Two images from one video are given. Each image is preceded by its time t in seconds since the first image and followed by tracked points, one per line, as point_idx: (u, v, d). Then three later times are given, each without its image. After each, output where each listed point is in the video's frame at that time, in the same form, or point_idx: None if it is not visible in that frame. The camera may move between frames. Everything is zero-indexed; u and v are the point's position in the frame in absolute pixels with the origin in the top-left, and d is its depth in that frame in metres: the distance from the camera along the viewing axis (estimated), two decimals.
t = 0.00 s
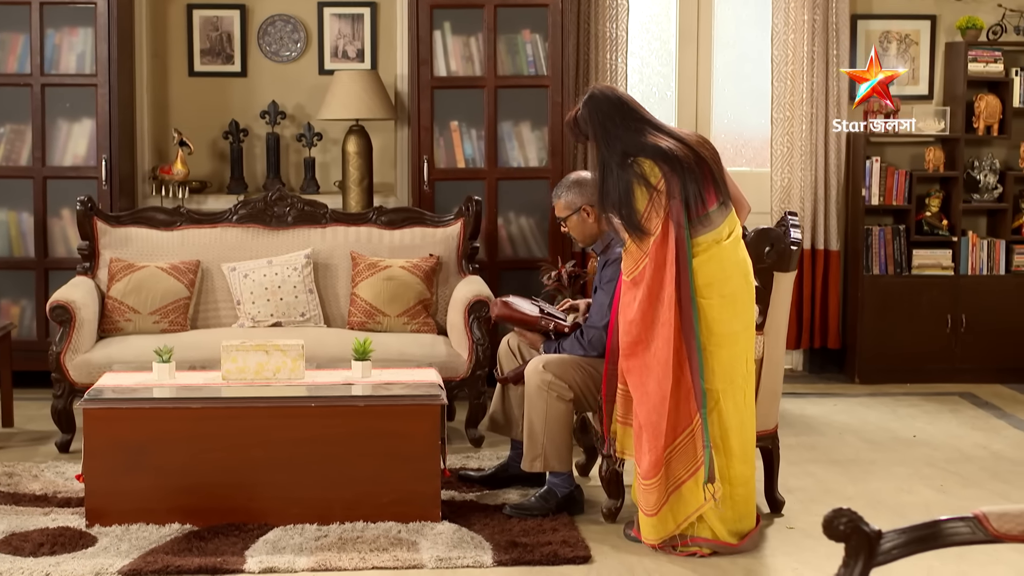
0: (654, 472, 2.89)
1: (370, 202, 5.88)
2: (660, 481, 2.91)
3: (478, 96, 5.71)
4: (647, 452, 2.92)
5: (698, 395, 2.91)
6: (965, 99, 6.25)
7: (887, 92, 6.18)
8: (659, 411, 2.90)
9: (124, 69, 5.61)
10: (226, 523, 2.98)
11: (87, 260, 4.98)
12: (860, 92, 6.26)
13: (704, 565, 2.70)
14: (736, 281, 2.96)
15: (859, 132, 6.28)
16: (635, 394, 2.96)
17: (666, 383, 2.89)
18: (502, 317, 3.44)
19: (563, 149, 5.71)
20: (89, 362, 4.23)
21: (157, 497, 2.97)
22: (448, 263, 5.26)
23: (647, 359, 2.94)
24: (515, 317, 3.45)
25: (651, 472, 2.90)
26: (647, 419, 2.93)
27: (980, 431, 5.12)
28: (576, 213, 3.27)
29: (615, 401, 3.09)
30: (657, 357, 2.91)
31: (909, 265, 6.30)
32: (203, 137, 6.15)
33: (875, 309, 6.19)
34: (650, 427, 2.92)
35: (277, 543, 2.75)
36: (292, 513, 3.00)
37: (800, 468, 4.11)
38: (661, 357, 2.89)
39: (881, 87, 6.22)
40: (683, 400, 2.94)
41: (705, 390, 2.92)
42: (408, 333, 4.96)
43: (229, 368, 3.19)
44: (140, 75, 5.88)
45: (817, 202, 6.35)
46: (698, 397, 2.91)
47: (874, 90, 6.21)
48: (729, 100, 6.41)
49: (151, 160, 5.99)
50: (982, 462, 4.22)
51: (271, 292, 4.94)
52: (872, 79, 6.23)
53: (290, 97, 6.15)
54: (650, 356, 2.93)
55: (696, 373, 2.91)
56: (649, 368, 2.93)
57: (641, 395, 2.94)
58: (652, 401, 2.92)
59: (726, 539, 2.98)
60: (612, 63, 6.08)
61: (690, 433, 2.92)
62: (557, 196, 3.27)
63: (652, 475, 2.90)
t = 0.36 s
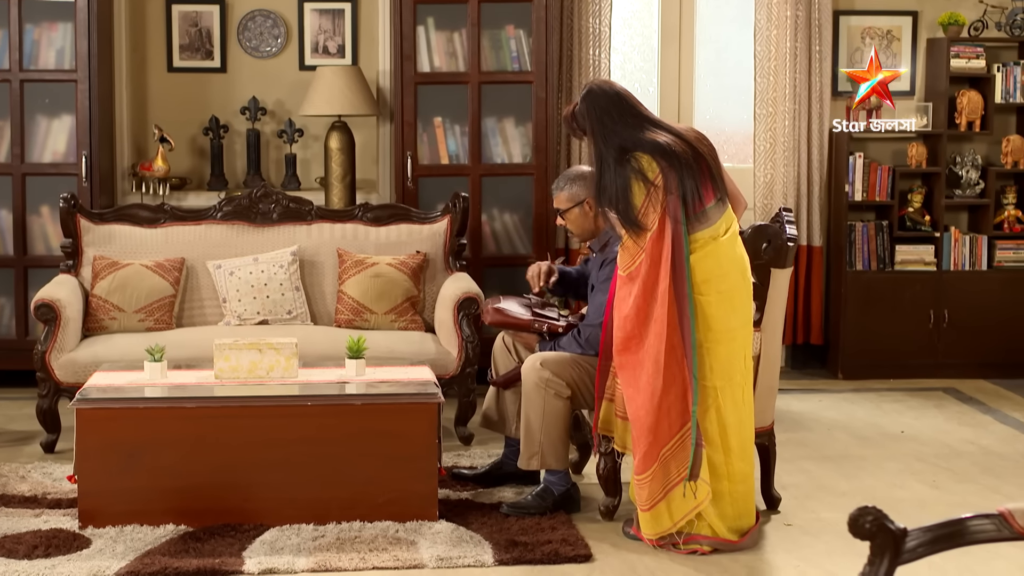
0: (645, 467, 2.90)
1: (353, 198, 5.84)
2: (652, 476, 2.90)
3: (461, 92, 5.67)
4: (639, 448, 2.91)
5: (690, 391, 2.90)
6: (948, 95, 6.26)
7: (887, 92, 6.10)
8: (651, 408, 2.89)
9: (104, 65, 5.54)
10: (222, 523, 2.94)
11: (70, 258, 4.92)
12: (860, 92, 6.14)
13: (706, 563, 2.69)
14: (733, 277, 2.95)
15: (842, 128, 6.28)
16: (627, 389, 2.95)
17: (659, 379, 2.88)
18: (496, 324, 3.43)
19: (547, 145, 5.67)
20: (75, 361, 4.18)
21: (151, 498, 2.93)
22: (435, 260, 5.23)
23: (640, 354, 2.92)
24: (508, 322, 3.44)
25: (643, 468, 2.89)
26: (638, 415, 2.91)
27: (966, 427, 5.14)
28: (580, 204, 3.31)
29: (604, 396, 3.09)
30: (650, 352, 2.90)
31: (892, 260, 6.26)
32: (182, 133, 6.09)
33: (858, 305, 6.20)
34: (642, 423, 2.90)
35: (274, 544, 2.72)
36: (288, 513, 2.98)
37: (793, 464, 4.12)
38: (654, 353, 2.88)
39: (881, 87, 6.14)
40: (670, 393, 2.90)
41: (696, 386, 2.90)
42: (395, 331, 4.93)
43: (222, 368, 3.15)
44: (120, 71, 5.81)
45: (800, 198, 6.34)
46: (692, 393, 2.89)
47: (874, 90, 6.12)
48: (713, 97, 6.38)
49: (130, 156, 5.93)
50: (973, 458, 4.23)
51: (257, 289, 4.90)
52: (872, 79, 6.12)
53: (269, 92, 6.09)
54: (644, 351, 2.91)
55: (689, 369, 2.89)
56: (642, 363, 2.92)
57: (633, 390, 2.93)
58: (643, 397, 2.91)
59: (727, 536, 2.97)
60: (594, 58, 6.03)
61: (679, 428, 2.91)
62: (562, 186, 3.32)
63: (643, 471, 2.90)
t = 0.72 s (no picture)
0: (634, 465, 2.89)
1: (330, 195, 5.78)
2: (641, 474, 2.89)
3: (439, 89, 5.62)
4: (628, 445, 2.90)
5: (677, 387, 2.88)
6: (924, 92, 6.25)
7: (887, 93, 6.09)
8: (639, 405, 2.88)
9: (78, 61, 5.46)
10: (212, 525, 2.91)
11: (47, 257, 4.85)
12: (859, 93, 6.13)
13: (701, 561, 2.69)
14: (727, 273, 2.95)
15: (819, 125, 6.27)
16: (615, 387, 2.94)
17: (648, 376, 2.87)
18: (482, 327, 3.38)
19: (524, 142, 5.63)
20: (54, 361, 4.12)
21: (140, 501, 2.89)
22: (416, 258, 5.20)
23: (629, 351, 2.92)
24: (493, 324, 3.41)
25: (630, 465, 2.89)
26: (626, 412, 2.90)
27: (947, 422, 5.17)
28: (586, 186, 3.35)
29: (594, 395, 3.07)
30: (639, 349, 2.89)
31: (869, 257, 6.27)
32: (155, 131, 6.00)
33: (835, 300, 6.20)
34: (631, 420, 2.89)
35: (267, 545, 2.68)
36: (278, 514, 2.95)
37: (779, 462, 4.13)
38: (643, 350, 2.87)
39: (881, 87, 6.11)
40: (658, 389, 2.89)
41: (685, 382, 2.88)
42: (377, 329, 4.90)
43: (209, 367, 3.11)
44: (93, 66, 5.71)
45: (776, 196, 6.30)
46: (680, 390, 2.88)
47: (874, 90, 6.11)
48: (692, 93, 6.35)
49: (103, 154, 5.84)
50: (956, 456, 4.26)
51: (238, 288, 4.85)
52: (872, 79, 6.10)
53: (243, 89, 5.99)
54: (633, 348, 2.91)
55: (677, 365, 2.88)
56: (631, 360, 2.91)
57: (622, 387, 2.92)
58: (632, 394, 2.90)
59: (722, 534, 2.97)
60: (570, 55, 5.97)
61: (665, 425, 2.89)
62: (568, 168, 3.35)
63: (631, 468, 2.89)
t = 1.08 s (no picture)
0: (625, 464, 2.89)
1: (309, 195, 5.68)
2: (632, 472, 2.90)
3: (419, 88, 5.49)
4: (619, 444, 2.90)
5: (669, 386, 2.89)
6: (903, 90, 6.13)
7: (887, 93, 6.14)
8: (630, 404, 2.88)
9: (56, 60, 5.38)
10: (204, 528, 2.88)
11: (28, 258, 4.80)
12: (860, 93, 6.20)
13: (699, 560, 2.69)
14: (722, 272, 2.93)
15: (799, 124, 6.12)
16: (607, 386, 2.94)
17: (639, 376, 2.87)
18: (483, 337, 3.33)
19: (505, 140, 5.52)
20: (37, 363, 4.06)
21: (132, 504, 2.86)
22: (400, 257, 5.16)
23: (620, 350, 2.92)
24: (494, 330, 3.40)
25: (620, 465, 2.90)
26: (617, 410, 2.91)
27: (929, 420, 5.19)
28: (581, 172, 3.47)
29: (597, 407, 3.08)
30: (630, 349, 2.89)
31: (847, 255, 6.20)
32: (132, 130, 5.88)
33: (814, 298, 6.11)
34: (622, 419, 2.90)
35: (261, 548, 2.66)
36: (272, 516, 2.92)
37: (767, 461, 4.15)
38: (635, 349, 2.87)
39: (881, 87, 6.16)
40: (649, 388, 2.90)
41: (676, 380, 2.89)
42: (362, 329, 4.87)
43: (200, 369, 3.08)
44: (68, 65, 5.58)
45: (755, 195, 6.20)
46: (669, 388, 2.88)
47: (875, 90, 6.16)
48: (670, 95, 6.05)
49: (80, 154, 5.73)
50: (942, 455, 4.28)
51: (221, 288, 4.80)
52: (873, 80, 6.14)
53: (221, 88, 5.86)
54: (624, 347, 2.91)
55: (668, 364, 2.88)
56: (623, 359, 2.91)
57: (614, 386, 2.92)
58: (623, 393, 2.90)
59: (718, 533, 2.96)
60: (550, 54, 5.74)
61: (656, 424, 2.90)
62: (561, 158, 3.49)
63: (621, 467, 2.90)
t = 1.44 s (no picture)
0: (623, 463, 2.88)
1: (286, 195, 5.59)
2: (625, 472, 2.89)
3: (397, 86, 5.41)
4: (614, 443, 2.90)
5: (659, 384, 2.89)
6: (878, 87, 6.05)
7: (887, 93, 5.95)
8: (627, 402, 2.88)
9: (28, 59, 5.26)
10: (195, 532, 2.85)
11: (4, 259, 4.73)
12: (860, 93, 6.00)
13: (694, 559, 2.68)
14: (710, 274, 2.93)
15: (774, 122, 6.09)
16: (599, 383, 2.92)
17: (635, 374, 2.87)
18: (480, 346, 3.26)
19: (483, 140, 5.45)
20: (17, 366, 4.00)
21: (121, 508, 2.82)
22: (380, 257, 5.12)
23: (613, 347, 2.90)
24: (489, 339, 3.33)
25: (619, 463, 2.88)
26: (611, 408, 2.91)
27: (909, 416, 5.23)
28: (568, 176, 3.42)
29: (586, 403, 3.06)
30: (625, 346, 2.89)
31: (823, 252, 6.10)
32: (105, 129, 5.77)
33: (790, 295, 6.07)
34: (616, 417, 2.89)
35: (254, 551, 2.63)
36: (263, 519, 2.89)
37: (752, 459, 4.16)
38: (631, 347, 2.87)
39: (881, 87, 5.98)
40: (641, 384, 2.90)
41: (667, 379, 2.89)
42: (344, 330, 4.84)
43: (187, 370, 3.04)
44: (41, 64, 5.45)
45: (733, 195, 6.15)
46: (660, 388, 2.88)
47: (874, 90, 5.97)
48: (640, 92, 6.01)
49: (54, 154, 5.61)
50: (925, 453, 4.31)
51: (201, 289, 4.75)
52: (873, 79, 5.96)
53: (194, 86, 5.74)
54: (618, 344, 2.89)
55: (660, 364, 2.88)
56: (616, 357, 2.90)
57: (605, 381, 2.91)
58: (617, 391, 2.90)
59: (709, 530, 2.96)
60: (525, 51, 5.68)
61: (650, 422, 2.91)
62: (549, 162, 3.40)
63: (615, 466, 2.89)
